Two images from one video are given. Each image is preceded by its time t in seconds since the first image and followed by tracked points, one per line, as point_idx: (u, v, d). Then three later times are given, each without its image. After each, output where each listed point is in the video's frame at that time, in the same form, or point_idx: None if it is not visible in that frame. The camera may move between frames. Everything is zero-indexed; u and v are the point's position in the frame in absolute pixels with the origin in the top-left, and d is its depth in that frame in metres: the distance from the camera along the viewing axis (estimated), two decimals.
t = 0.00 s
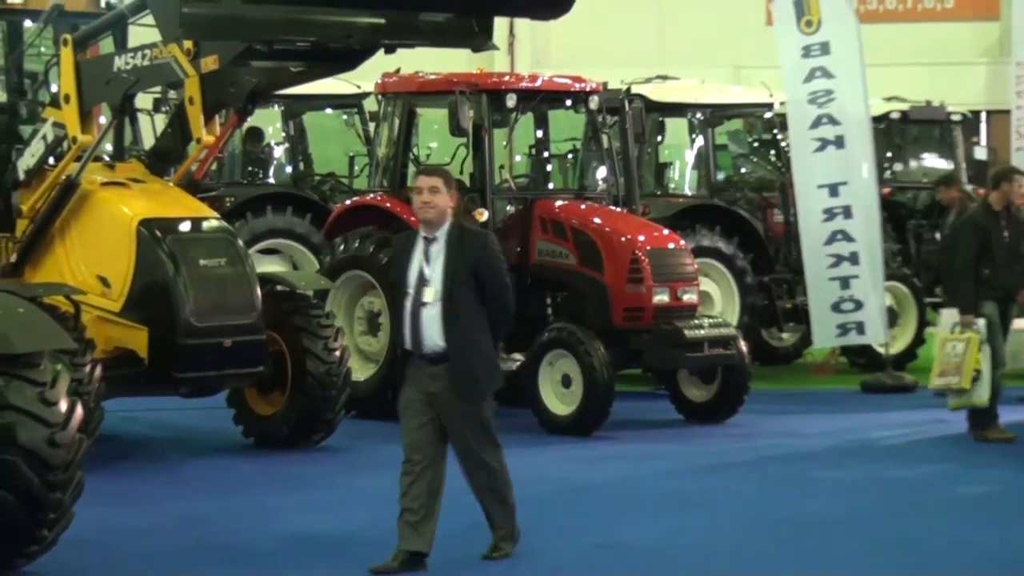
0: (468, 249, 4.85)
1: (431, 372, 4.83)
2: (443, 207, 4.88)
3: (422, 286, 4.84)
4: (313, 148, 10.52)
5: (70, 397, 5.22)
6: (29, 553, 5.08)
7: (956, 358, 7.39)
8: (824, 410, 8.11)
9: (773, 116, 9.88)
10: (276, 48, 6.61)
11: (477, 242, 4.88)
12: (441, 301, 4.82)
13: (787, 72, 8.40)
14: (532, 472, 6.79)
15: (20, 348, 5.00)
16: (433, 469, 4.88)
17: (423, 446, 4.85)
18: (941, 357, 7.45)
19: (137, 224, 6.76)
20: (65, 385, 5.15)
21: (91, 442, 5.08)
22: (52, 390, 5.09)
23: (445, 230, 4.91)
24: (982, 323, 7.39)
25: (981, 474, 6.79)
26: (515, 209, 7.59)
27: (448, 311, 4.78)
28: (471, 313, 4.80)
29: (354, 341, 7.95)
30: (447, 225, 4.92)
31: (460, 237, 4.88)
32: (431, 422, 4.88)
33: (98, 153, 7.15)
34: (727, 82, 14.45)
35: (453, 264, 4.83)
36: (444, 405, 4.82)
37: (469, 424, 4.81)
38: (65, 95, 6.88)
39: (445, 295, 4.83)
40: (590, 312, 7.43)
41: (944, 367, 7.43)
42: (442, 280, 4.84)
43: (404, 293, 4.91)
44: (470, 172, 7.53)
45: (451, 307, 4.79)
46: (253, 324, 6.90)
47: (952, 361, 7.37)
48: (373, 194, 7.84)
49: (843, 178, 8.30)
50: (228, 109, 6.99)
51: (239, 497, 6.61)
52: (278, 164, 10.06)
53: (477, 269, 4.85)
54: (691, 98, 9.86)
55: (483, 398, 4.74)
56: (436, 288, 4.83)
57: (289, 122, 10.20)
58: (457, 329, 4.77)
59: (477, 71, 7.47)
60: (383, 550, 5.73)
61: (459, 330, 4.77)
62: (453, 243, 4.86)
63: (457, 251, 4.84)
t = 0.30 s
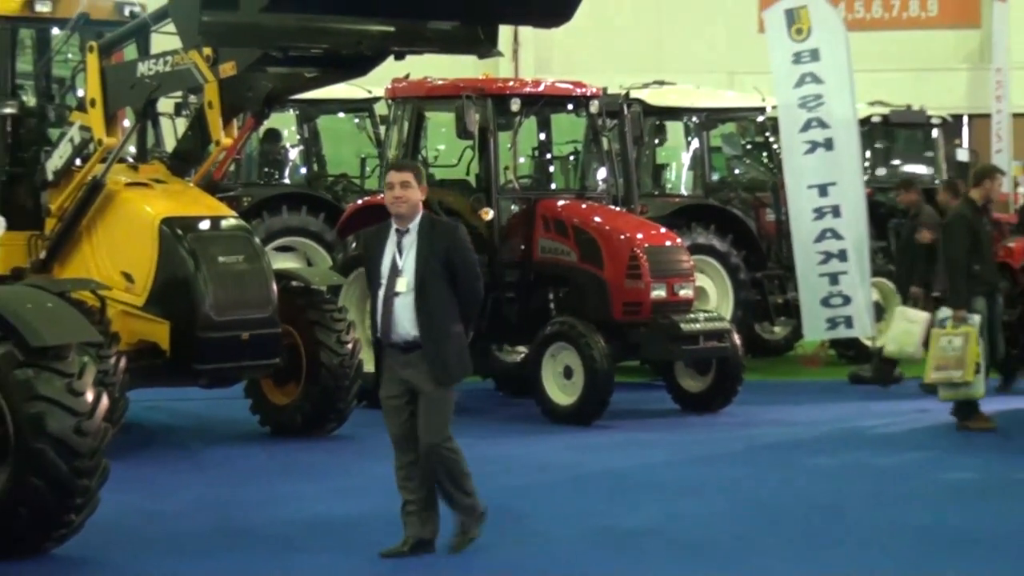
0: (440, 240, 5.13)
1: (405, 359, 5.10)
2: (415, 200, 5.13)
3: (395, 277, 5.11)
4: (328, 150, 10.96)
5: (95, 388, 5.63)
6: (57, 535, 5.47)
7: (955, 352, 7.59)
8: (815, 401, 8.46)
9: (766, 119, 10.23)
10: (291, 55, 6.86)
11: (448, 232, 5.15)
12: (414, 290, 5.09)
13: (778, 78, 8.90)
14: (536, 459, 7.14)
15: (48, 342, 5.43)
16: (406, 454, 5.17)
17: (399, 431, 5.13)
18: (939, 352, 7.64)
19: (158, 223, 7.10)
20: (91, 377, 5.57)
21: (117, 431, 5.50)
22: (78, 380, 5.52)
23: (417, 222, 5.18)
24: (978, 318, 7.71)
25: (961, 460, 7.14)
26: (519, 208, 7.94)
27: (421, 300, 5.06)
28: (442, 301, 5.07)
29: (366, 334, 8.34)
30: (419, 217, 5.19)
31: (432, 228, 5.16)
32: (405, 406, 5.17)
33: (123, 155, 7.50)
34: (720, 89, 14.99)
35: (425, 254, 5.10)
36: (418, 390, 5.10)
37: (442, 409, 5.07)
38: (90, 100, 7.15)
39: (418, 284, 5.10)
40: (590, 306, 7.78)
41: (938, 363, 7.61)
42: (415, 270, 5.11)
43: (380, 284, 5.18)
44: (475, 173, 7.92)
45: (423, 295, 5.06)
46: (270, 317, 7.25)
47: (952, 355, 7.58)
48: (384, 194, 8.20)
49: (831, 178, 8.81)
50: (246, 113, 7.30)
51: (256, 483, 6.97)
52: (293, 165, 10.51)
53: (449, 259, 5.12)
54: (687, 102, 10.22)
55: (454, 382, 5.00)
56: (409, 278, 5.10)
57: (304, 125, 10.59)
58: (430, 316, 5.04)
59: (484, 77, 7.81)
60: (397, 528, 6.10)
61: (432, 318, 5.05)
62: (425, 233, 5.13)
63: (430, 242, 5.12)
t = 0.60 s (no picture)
0: (416, 240, 5.27)
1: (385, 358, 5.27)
2: (396, 201, 5.30)
3: (373, 276, 5.28)
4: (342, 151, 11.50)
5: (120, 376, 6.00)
6: (85, 517, 5.86)
7: (962, 344, 7.96)
8: (807, 389, 8.82)
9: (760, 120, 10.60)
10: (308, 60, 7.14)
11: (426, 233, 5.29)
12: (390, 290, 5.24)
13: (772, 81, 9.52)
14: (539, 445, 7.49)
15: (76, 333, 5.80)
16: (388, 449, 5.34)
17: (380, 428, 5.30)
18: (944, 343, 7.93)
19: (181, 219, 7.46)
20: (117, 366, 5.94)
21: (141, 417, 5.88)
22: (105, 369, 5.88)
23: (396, 223, 5.33)
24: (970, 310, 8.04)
25: (947, 445, 7.47)
26: (524, 205, 8.32)
27: (397, 299, 5.21)
28: (418, 300, 5.22)
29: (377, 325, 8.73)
30: (399, 217, 5.33)
31: (409, 229, 5.30)
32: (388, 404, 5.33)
33: (146, 154, 7.87)
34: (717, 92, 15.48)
35: (400, 255, 5.24)
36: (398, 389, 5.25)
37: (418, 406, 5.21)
38: (116, 102, 7.47)
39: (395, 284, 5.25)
40: (590, 299, 8.14)
41: (945, 353, 7.93)
42: (391, 270, 5.27)
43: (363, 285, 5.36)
44: (482, 171, 8.29)
45: (398, 295, 5.21)
46: (285, 309, 7.62)
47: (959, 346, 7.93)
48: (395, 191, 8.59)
49: (822, 177, 9.42)
50: (263, 113, 7.62)
51: (272, 469, 7.32)
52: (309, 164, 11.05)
53: (425, 260, 5.25)
54: (684, 104, 10.59)
55: (426, 380, 5.13)
56: (386, 278, 5.27)
57: (320, 126, 11.10)
58: (406, 315, 5.19)
59: (490, 80, 8.14)
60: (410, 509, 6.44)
61: (406, 317, 5.20)
62: (401, 234, 5.28)
63: (407, 242, 5.26)
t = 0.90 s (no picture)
0: (394, 239, 5.47)
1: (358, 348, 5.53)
2: (381, 199, 5.52)
3: (352, 271, 5.52)
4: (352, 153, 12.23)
5: (144, 367, 6.35)
6: (110, 501, 6.24)
7: (952, 335, 8.04)
8: (800, 380, 9.20)
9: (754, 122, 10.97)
10: (323, 64, 7.43)
11: (405, 233, 5.49)
12: (365, 285, 5.48)
13: (766, 86, 10.08)
14: (545, 433, 7.85)
15: (101, 325, 6.15)
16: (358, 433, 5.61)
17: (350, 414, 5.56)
18: (932, 337, 8.09)
19: (201, 217, 7.81)
20: (141, 357, 6.28)
21: (163, 407, 6.24)
22: (129, 361, 6.24)
23: (379, 221, 5.55)
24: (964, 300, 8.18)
25: (934, 428, 7.83)
26: (529, 204, 8.69)
27: (369, 294, 5.44)
28: (389, 297, 5.43)
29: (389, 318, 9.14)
30: (383, 215, 5.56)
31: (391, 227, 5.51)
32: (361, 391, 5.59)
33: (169, 155, 8.24)
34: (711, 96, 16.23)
35: (377, 252, 5.46)
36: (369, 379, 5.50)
37: (385, 398, 5.44)
38: (141, 105, 7.85)
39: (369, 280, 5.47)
40: (593, 294, 8.49)
41: (937, 346, 8.07)
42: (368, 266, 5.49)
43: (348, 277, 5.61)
44: (489, 171, 8.66)
45: (370, 290, 5.45)
46: (301, 303, 7.95)
47: (948, 337, 8.02)
48: (405, 190, 8.98)
49: (814, 176, 9.92)
50: (280, 116, 7.97)
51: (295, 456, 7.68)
52: (323, 165, 11.74)
53: (401, 259, 5.45)
54: (682, 106, 10.97)
55: (392, 374, 5.35)
56: (363, 273, 5.50)
57: (333, 129, 11.75)
58: (376, 310, 5.43)
59: (496, 84, 8.53)
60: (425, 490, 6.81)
61: (376, 313, 5.43)
62: (381, 232, 5.49)
63: (386, 240, 5.48)
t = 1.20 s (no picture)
0: (375, 239, 5.82)
1: (342, 344, 5.88)
2: (361, 202, 5.88)
3: (335, 270, 5.88)
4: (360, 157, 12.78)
5: (160, 362, 6.71)
6: (127, 493, 6.55)
7: (933, 333, 8.29)
8: (790, 374, 9.58)
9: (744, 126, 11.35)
10: (332, 73, 7.75)
11: (384, 233, 5.83)
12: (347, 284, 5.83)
13: (756, 92, 10.47)
14: (544, 424, 8.22)
15: (120, 323, 6.48)
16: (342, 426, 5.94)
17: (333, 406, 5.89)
18: (914, 333, 8.29)
19: (216, 218, 8.13)
20: (158, 353, 6.65)
21: (178, 402, 6.58)
22: (147, 356, 6.58)
23: (360, 221, 5.90)
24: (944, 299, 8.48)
25: (913, 419, 8.22)
26: (529, 206, 9.08)
27: (352, 292, 5.79)
28: (370, 293, 5.78)
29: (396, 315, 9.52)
30: (364, 217, 5.91)
31: (371, 228, 5.86)
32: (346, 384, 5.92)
33: (186, 160, 8.55)
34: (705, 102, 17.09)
35: (358, 252, 5.81)
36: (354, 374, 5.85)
37: (372, 393, 5.79)
38: (158, 111, 8.20)
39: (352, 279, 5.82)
40: (591, 292, 8.86)
41: (918, 343, 8.29)
42: (350, 264, 5.85)
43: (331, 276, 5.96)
44: (491, 174, 9.07)
45: (352, 287, 5.79)
46: (312, 301, 8.27)
47: (931, 336, 8.26)
48: (411, 193, 9.44)
49: (802, 180, 10.27)
50: (291, 122, 8.32)
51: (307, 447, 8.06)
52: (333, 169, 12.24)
53: (382, 258, 5.80)
54: (676, 112, 11.37)
55: (376, 369, 5.70)
56: (345, 272, 5.85)
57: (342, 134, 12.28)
58: (358, 308, 5.77)
59: (498, 91, 8.94)
60: (432, 478, 7.18)
61: (358, 309, 5.77)
62: (360, 233, 5.84)
63: (366, 239, 5.83)
